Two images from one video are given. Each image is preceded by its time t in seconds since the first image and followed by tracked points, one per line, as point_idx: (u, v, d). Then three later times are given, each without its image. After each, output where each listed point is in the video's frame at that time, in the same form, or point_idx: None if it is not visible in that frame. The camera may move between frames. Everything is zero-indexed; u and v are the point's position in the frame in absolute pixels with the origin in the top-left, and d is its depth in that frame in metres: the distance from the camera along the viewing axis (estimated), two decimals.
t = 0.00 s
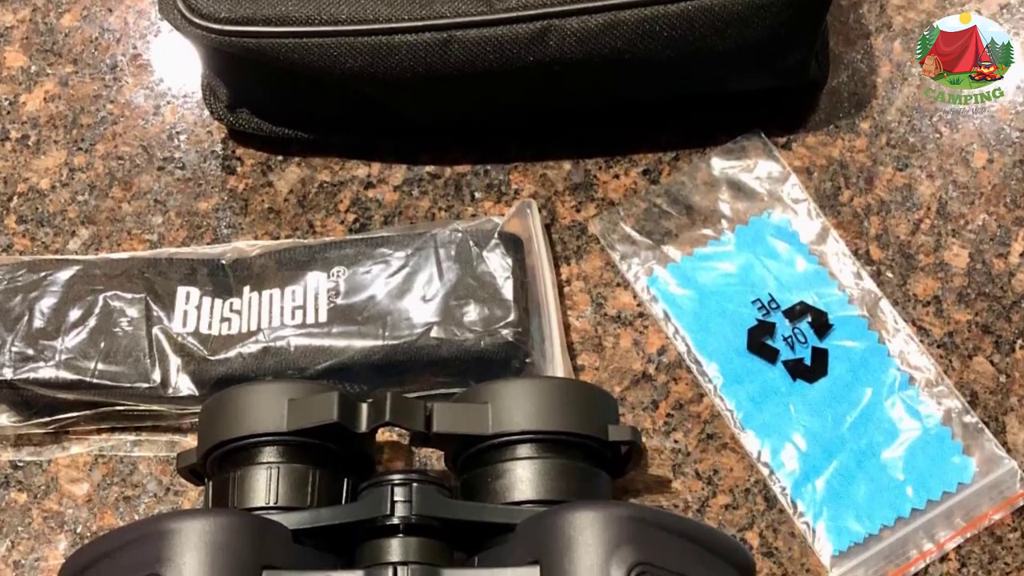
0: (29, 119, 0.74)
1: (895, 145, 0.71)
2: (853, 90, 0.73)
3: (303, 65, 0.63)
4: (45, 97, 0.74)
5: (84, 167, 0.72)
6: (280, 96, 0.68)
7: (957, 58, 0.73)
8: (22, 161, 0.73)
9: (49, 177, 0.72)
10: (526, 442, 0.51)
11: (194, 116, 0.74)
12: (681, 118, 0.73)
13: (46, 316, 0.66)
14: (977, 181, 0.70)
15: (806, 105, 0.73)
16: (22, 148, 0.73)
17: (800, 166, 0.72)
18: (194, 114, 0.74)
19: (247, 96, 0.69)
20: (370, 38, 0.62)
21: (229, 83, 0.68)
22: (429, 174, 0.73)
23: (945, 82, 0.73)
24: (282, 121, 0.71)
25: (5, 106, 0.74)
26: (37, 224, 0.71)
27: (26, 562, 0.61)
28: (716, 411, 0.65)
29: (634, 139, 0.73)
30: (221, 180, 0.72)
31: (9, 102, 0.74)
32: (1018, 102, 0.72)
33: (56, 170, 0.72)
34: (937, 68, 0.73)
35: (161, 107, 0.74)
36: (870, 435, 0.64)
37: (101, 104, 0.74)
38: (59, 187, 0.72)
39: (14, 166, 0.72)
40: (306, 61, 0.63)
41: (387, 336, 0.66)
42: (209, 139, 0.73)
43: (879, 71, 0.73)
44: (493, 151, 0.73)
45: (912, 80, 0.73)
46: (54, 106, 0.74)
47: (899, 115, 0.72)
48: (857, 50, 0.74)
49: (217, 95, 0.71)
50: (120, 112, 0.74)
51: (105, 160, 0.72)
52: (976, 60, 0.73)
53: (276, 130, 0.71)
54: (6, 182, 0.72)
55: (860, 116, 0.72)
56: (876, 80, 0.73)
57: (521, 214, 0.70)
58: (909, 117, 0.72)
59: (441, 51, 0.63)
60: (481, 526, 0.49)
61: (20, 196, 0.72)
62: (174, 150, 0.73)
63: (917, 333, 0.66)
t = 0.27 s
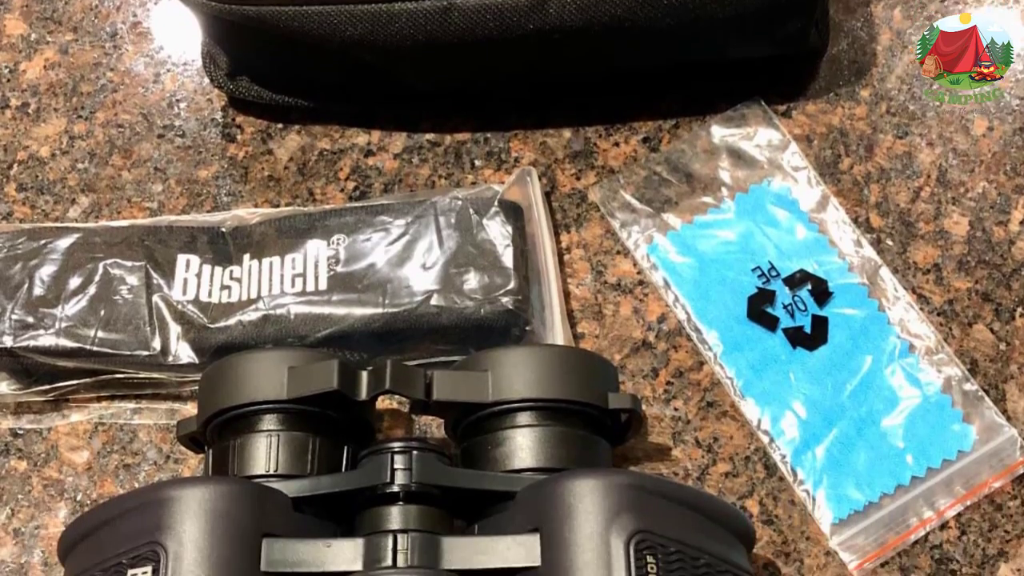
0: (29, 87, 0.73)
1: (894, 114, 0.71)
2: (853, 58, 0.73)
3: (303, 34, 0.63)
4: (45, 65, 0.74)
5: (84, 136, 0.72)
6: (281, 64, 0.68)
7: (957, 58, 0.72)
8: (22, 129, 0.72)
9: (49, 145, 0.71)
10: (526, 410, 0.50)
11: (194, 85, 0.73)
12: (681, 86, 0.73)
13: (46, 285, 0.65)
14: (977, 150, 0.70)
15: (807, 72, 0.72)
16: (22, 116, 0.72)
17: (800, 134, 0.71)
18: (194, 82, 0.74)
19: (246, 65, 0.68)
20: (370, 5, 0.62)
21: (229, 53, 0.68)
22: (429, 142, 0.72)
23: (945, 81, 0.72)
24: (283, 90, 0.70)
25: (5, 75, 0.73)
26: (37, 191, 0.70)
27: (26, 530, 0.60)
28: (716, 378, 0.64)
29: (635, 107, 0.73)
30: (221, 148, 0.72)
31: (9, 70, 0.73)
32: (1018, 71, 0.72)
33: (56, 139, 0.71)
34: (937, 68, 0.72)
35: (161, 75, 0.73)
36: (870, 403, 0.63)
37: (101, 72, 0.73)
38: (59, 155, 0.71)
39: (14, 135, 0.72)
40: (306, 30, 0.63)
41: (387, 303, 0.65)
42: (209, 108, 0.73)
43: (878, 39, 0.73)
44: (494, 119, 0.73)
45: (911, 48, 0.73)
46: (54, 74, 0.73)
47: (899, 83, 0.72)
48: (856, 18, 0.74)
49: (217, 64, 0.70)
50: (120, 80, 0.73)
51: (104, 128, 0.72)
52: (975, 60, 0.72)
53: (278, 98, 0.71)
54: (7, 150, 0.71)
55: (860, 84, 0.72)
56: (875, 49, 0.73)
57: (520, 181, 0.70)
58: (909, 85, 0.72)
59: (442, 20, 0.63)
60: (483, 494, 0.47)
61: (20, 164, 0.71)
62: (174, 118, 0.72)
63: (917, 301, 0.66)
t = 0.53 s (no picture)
0: (29, 56, 0.73)
1: (894, 82, 0.72)
2: (853, 26, 0.73)
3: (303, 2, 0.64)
4: (45, 33, 0.74)
5: (84, 104, 0.71)
6: (279, 36, 0.68)
7: (957, 58, 0.72)
8: (22, 97, 0.72)
9: (49, 114, 0.71)
10: (526, 378, 0.50)
11: (194, 54, 0.73)
12: (681, 55, 0.72)
13: (46, 254, 0.65)
14: (977, 119, 0.70)
15: (806, 42, 0.73)
16: (22, 85, 0.72)
17: (800, 102, 0.71)
18: (194, 51, 0.73)
19: (247, 34, 0.68)
20: None
21: (229, 20, 0.68)
22: (429, 111, 0.72)
23: (945, 82, 0.72)
24: (283, 58, 0.70)
25: (6, 43, 0.73)
26: (37, 160, 0.70)
27: (26, 498, 0.59)
28: (716, 347, 0.64)
29: (635, 76, 0.73)
30: (221, 117, 0.71)
31: (9, 38, 0.74)
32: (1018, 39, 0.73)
33: (56, 108, 0.71)
34: (937, 68, 0.72)
35: (160, 44, 0.73)
36: (870, 371, 0.63)
37: (101, 41, 0.73)
38: (59, 124, 0.71)
39: (14, 104, 0.71)
40: None
41: (387, 273, 0.64)
42: (209, 77, 0.72)
43: (879, 8, 0.74)
44: (494, 88, 0.72)
45: (911, 17, 0.74)
46: (54, 43, 0.73)
47: (899, 52, 0.73)
48: None
49: (217, 31, 0.70)
50: (120, 49, 0.73)
51: (105, 97, 0.71)
52: (975, 60, 0.72)
53: (277, 67, 0.70)
54: (7, 119, 0.71)
55: (860, 53, 0.73)
56: (875, 18, 0.74)
57: (520, 150, 0.69)
58: (909, 54, 0.73)
59: None
60: (483, 463, 0.47)
61: (20, 133, 0.70)
62: (174, 86, 0.72)
63: (917, 270, 0.65)
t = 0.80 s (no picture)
0: (29, 26, 0.72)
1: (894, 52, 0.72)
2: None
3: None
4: (45, 3, 0.73)
5: (84, 74, 0.71)
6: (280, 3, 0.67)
7: (957, 58, 0.71)
8: (22, 67, 0.71)
9: (49, 84, 0.70)
10: (526, 348, 0.50)
11: (194, 23, 0.73)
12: (681, 24, 0.72)
13: (46, 224, 0.64)
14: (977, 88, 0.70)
15: (806, 12, 0.73)
16: (22, 55, 0.71)
17: (800, 72, 0.71)
18: (194, 21, 0.73)
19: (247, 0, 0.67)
20: None
21: None
22: (429, 81, 0.71)
23: (945, 82, 0.70)
24: (283, 27, 0.69)
25: (5, 13, 0.73)
26: (37, 129, 0.69)
27: (26, 468, 0.59)
28: (716, 317, 0.63)
29: (635, 46, 0.73)
30: (221, 87, 0.71)
31: (9, 8, 0.73)
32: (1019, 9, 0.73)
33: (56, 77, 0.71)
34: (937, 68, 0.71)
35: (161, 14, 0.73)
36: (870, 341, 0.63)
37: (101, 11, 0.73)
38: (59, 94, 0.70)
39: (14, 73, 0.71)
40: None
41: (387, 242, 0.64)
42: (209, 46, 0.72)
43: None
44: (494, 58, 0.72)
45: None
46: (54, 13, 0.73)
47: (899, 21, 0.73)
48: None
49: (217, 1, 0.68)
50: (120, 19, 0.73)
51: (105, 67, 0.71)
52: (976, 60, 0.71)
53: (277, 37, 0.69)
54: (6, 89, 0.70)
55: (860, 22, 0.73)
56: None
57: (520, 120, 0.69)
58: (909, 23, 0.73)
59: None
60: (483, 433, 0.47)
61: (20, 103, 0.70)
62: (175, 56, 0.72)
63: (917, 240, 0.65)
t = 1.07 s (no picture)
0: None
1: (895, 23, 0.72)
2: None
3: None
4: None
5: (84, 45, 0.71)
6: None
7: (957, 58, 0.71)
8: (22, 38, 0.71)
9: (49, 55, 0.70)
10: (526, 319, 0.49)
11: None
12: None
13: (46, 194, 0.64)
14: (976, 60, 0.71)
15: None
16: (21, 26, 0.71)
17: (800, 43, 0.71)
18: None
19: None
20: None
21: None
22: (429, 51, 0.71)
23: (945, 81, 0.70)
24: None
25: None
26: (37, 100, 0.69)
27: (26, 439, 0.59)
28: (716, 288, 0.63)
29: (635, 17, 0.72)
30: (221, 58, 0.70)
31: None
32: None
33: (56, 48, 0.70)
34: (937, 68, 0.70)
35: None
36: (870, 312, 0.62)
37: None
38: (59, 64, 0.70)
39: (14, 44, 0.71)
40: None
41: (387, 213, 0.63)
42: (209, 17, 0.72)
43: None
44: (493, 30, 0.72)
45: None
46: None
47: None
48: None
49: None
50: None
51: (105, 37, 0.71)
52: (976, 60, 0.71)
53: (275, 7, 0.69)
54: (7, 60, 0.70)
55: None
56: None
57: (520, 91, 0.68)
58: None
59: None
60: (482, 404, 0.47)
61: (20, 74, 0.70)
62: (175, 27, 0.72)
63: (917, 211, 0.65)
